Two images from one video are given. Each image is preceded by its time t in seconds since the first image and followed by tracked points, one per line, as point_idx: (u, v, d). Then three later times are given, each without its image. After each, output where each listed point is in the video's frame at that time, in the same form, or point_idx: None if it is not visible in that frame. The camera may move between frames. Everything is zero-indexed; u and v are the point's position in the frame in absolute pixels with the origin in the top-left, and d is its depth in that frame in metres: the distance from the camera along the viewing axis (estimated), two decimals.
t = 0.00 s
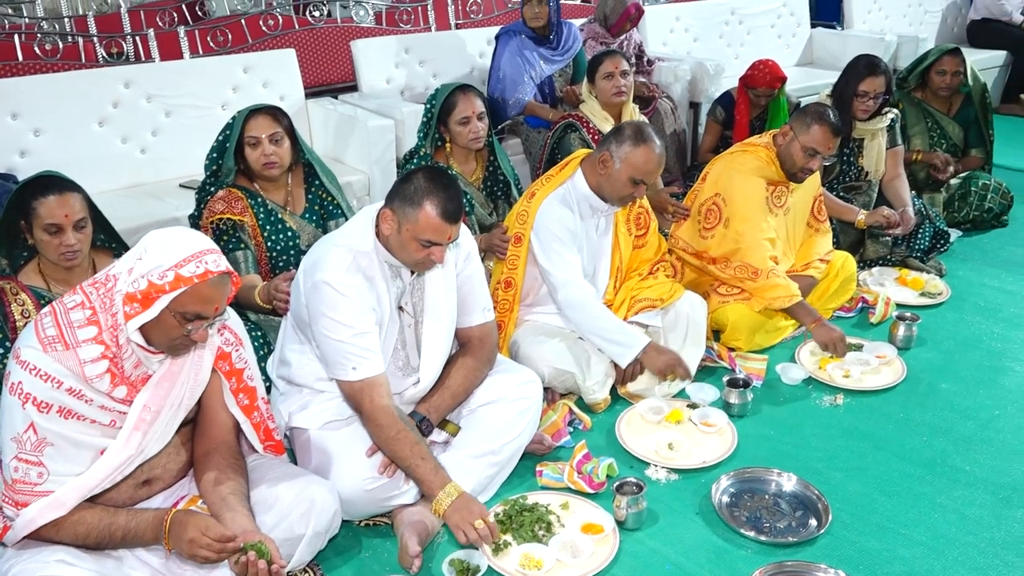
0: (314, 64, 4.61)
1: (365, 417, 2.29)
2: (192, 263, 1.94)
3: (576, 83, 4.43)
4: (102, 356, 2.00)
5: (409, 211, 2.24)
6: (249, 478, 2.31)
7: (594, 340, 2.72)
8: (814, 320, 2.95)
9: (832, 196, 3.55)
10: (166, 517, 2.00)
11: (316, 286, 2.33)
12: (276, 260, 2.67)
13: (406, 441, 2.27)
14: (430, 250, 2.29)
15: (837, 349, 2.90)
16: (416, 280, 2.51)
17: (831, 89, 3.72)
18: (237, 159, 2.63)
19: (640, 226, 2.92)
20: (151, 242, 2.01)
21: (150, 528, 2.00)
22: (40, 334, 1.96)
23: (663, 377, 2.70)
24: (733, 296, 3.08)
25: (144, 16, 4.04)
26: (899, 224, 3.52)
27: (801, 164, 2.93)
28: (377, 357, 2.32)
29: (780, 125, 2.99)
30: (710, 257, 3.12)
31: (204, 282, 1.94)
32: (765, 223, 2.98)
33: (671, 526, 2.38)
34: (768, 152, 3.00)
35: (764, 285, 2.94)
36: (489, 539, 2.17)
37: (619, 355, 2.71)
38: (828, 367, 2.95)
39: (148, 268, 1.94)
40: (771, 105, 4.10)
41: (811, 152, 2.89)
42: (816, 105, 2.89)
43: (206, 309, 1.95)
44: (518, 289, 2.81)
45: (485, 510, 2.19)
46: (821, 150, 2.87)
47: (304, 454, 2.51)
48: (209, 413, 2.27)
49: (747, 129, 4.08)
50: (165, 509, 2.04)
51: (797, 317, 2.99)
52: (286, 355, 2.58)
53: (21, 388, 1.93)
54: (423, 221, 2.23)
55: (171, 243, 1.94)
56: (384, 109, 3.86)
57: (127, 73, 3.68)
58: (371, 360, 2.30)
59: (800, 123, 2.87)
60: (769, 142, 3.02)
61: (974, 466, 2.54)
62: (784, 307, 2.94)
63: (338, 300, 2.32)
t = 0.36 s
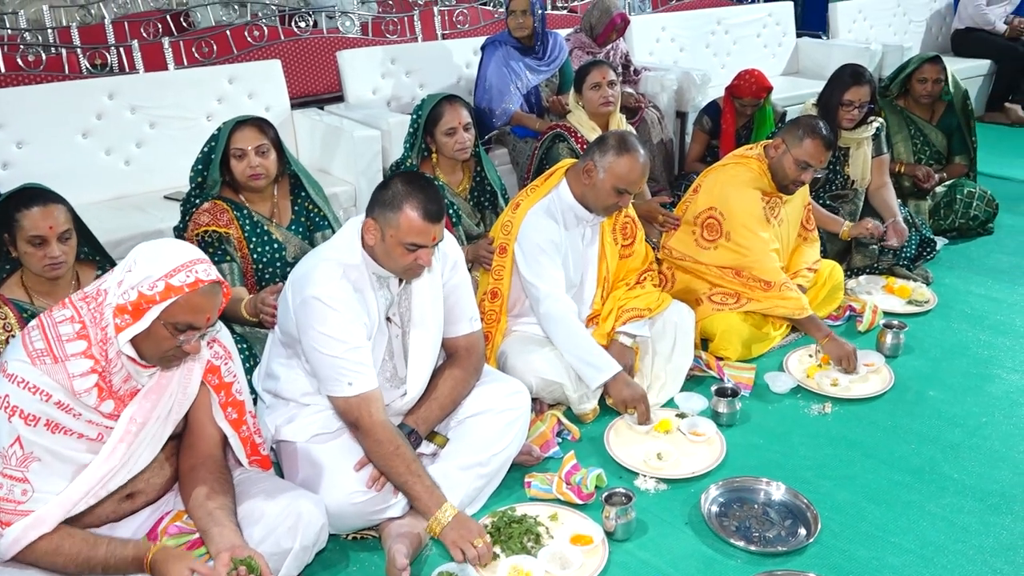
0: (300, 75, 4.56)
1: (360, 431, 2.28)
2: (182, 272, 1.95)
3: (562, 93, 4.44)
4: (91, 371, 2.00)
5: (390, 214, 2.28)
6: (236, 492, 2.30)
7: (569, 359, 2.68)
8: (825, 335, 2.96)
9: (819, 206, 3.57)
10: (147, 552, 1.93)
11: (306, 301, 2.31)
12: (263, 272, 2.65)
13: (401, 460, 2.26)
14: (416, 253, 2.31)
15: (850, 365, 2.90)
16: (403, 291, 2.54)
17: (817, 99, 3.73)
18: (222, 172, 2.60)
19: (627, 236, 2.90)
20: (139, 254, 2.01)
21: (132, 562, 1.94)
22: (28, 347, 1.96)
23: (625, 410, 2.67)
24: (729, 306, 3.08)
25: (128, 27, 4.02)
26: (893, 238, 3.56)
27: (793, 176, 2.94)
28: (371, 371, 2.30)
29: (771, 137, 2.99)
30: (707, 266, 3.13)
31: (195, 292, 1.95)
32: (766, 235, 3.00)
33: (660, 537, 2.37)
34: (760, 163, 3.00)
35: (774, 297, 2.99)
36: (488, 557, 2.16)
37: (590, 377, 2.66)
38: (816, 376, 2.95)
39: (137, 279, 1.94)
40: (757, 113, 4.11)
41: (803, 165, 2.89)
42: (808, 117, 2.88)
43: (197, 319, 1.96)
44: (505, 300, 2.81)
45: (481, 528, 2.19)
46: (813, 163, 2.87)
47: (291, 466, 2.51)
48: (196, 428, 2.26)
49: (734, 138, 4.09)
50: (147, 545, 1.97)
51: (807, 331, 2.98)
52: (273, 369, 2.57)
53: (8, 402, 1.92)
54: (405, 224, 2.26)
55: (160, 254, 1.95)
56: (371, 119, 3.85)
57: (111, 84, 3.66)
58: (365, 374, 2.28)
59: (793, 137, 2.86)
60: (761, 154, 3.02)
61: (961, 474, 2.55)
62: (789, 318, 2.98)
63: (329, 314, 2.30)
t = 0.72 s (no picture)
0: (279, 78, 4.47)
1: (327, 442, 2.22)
2: (156, 284, 1.87)
3: (550, 93, 4.36)
4: (71, 391, 1.93)
5: (370, 211, 2.21)
6: (215, 509, 2.22)
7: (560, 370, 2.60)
8: (817, 337, 2.86)
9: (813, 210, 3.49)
10: None
11: (279, 304, 2.27)
12: (240, 281, 2.57)
13: (370, 464, 2.18)
14: (397, 252, 2.24)
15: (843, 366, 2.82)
16: (384, 295, 2.46)
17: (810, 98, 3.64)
18: (198, 177, 2.52)
19: (617, 240, 2.82)
20: (111, 267, 1.92)
21: None
22: (3, 370, 1.88)
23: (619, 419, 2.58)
24: (721, 311, 3.01)
25: (99, 28, 3.93)
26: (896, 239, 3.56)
27: (786, 178, 2.85)
28: (343, 378, 2.25)
29: (764, 137, 2.91)
30: (697, 273, 3.05)
31: (171, 303, 1.87)
32: (755, 238, 2.92)
33: (654, 550, 2.29)
34: (751, 164, 2.92)
35: (763, 302, 2.89)
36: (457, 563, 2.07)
37: (580, 388, 2.58)
38: (812, 382, 2.87)
39: (111, 293, 1.85)
40: (750, 113, 4.04)
41: (796, 168, 2.81)
42: (801, 118, 2.81)
43: (175, 332, 1.88)
44: (492, 307, 2.74)
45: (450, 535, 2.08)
46: (806, 165, 2.80)
47: (271, 482, 2.44)
48: (174, 443, 2.16)
49: (726, 138, 4.02)
50: None
51: (798, 334, 2.89)
52: (251, 380, 2.48)
53: None
54: (386, 222, 2.20)
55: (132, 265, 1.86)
56: (352, 121, 3.75)
57: (82, 87, 3.57)
58: (336, 382, 2.23)
59: (785, 137, 2.79)
60: (753, 155, 2.94)
61: (962, 480, 2.48)
62: (782, 323, 2.87)
63: (304, 319, 2.25)
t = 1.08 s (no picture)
0: (256, 78, 4.43)
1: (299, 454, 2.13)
2: (126, 296, 1.78)
3: (536, 94, 4.28)
4: (30, 403, 1.85)
5: (354, 211, 2.14)
6: (186, 526, 2.12)
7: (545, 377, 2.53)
8: (768, 341, 2.75)
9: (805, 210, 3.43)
10: None
11: (256, 307, 2.19)
12: (215, 289, 2.50)
13: (335, 478, 2.09)
14: (381, 254, 2.17)
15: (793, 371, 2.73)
16: (365, 301, 2.38)
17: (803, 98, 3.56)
18: (170, 181, 2.45)
19: (604, 244, 2.74)
20: (78, 275, 1.83)
21: None
22: None
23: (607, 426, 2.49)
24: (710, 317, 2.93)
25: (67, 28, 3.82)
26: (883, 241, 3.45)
27: (774, 178, 2.77)
28: (319, 386, 2.18)
29: (751, 137, 2.84)
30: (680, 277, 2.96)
31: (140, 318, 1.78)
32: (733, 239, 2.85)
33: (643, 564, 2.21)
34: (737, 165, 2.85)
35: (720, 301, 2.80)
36: None
37: (568, 396, 2.51)
38: (806, 390, 2.79)
39: (77, 304, 1.76)
40: (741, 114, 3.97)
41: (785, 167, 2.73)
42: (789, 117, 2.74)
43: (143, 346, 1.80)
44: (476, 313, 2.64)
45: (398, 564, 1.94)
46: (795, 164, 2.72)
47: (247, 498, 2.35)
48: (144, 458, 2.08)
49: (717, 139, 3.95)
50: None
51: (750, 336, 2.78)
52: (226, 390, 2.40)
53: None
54: (370, 223, 2.13)
55: (102, 276, 1.77)
56: (330, 124, 3.64)
57: (50, 89, 3.44)
58: (311, 391, 2.16)
59: (774, 136, 2.72)
60: (739, 155, 2.88)
61: (959, 490, 2.41)
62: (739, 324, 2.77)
63: (281, 323, 2.18)
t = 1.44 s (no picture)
0: (229, 78, 4.32)
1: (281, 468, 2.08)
2: (83, 299, 1.72)
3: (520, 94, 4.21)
4: None
5: (343, 233, 2.07)
6: (157, 541, 2.03)
7: (549, 375, 2.47)
8: (744, 356, 2.67)
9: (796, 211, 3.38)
10: None
11: (235, 321, 2.11)
12: (187, 296, 2.41)
13: (324, 499, 2.01)
14: (366, 278, 2.11)
15: (757, 395, 2.60)
16: (347, 314, 2.30)
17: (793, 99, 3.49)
18: (141, 185, 2.37)
19: (591, 249, 2.66)
20: (36, 278, 1.77)
21: None
22: None
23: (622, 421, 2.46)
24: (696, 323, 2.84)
25: (34, 26, 3.69)
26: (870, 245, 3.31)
27: (761, 180, 2.70)
28: (303, 401, 2.11)
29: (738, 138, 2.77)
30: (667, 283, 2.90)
31: (98, 322, 1.71)
32: (719, 244, 2.80)
33: None
34: (724, 166, 2.79)
35: (704, 309, 2.76)
36: None
37: (574, 395, 2.46)
38: (798, 399, 2.72)
39: (31, 307, 1.69)
40: (731, 116, 3.90)
41: (772, 168, 2.66)
42: (776, 117, 2.67)
43: (101, 351, 1.73)
44: (460, 323, 2.56)
45: None
46: (783, 165, 2.64)
47: (220, 513, 2.27)
48: (110, 471, 1.99)
49: (706, 141, 3.88)
50: None
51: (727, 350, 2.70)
52: (200, 403, 2.32)
53: None
54: (359, 246, 2.06)
55: (58, 278, 1.71)
56: (308, 125, 3.51)
57: (14, 90, 3.29)
58: (296, 406, 2.09)
59: (760, 136, 2.65)
60: (726, 155, 2.81)
61: (954, 500, 2.35)
62: (718, 334, 2.72)
63: (261, 337, 2.10)
